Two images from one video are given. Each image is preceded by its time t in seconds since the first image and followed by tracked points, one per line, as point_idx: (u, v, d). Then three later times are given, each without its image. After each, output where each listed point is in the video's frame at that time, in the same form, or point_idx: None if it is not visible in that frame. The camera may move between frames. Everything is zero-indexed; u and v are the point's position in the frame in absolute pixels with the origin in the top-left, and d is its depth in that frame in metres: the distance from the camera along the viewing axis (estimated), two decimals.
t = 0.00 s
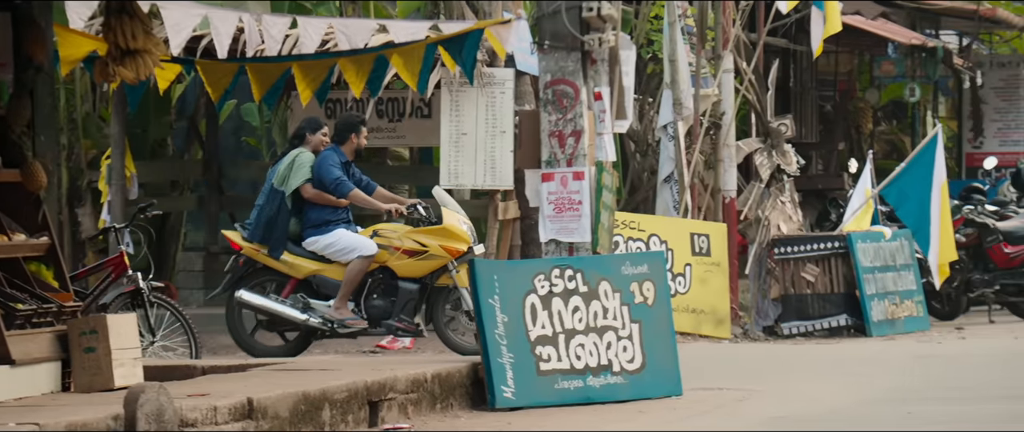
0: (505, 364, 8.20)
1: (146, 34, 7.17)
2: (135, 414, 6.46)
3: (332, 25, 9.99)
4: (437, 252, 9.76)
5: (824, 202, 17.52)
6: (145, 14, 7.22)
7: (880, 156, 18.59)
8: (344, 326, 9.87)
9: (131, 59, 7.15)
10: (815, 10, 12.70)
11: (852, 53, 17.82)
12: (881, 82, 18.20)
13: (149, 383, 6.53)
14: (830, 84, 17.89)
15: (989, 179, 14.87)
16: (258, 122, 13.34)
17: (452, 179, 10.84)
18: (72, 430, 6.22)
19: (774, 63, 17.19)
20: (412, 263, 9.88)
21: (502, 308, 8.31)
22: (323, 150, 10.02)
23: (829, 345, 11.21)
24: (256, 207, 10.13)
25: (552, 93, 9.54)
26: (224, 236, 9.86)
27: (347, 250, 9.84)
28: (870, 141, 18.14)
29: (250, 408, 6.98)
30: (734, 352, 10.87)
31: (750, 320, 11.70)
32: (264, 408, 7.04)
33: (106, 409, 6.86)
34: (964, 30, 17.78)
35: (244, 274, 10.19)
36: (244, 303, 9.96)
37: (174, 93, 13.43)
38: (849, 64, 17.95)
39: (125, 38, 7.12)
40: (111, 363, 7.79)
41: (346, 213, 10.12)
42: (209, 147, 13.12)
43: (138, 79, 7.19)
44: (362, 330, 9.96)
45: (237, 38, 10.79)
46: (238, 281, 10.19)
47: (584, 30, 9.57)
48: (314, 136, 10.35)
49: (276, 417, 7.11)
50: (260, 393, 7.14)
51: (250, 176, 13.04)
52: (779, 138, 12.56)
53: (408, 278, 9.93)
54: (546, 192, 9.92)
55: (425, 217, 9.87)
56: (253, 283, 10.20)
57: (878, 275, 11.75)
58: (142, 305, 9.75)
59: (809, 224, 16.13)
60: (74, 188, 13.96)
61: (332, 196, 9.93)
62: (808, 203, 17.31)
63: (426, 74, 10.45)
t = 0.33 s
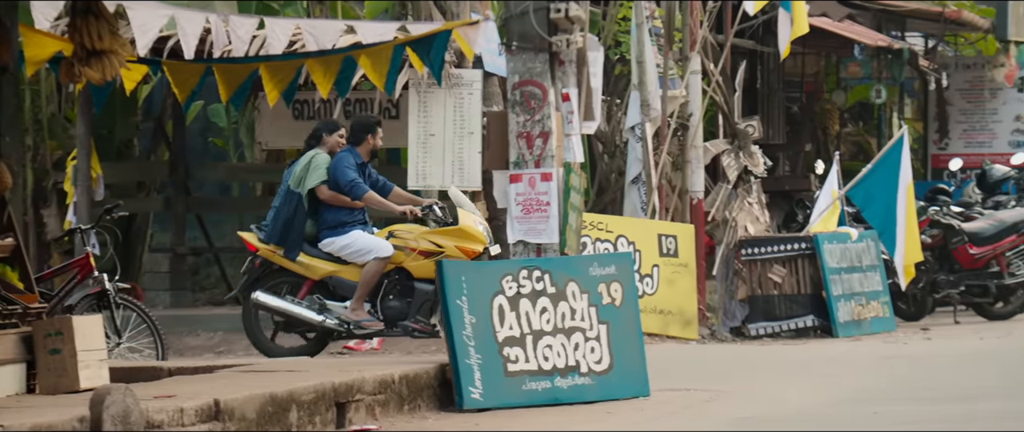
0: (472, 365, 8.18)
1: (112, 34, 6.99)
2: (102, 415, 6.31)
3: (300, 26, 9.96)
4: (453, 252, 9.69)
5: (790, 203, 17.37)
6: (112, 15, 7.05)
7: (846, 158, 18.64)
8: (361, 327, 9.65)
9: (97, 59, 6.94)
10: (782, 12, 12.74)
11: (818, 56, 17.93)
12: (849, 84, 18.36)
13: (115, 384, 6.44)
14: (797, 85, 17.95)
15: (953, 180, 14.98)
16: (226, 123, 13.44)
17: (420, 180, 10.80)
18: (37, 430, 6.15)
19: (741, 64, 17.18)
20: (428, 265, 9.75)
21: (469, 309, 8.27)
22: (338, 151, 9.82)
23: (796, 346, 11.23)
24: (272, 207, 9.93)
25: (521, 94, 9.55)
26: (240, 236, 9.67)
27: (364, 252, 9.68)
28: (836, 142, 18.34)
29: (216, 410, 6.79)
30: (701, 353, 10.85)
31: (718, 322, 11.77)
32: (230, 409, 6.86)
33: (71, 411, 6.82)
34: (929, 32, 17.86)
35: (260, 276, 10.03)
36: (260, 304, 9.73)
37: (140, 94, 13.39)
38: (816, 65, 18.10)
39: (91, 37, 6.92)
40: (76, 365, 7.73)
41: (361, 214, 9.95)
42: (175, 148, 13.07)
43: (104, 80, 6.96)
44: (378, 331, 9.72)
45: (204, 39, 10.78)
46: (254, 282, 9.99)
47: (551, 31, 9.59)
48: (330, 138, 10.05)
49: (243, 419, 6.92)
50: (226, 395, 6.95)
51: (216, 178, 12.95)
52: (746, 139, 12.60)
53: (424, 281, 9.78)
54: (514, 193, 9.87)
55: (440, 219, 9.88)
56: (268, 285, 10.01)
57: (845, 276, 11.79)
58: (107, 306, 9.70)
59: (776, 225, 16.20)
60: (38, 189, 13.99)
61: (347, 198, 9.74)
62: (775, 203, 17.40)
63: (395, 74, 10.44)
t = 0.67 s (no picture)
0: (435, 365, 8.07)
1: (73, 33, 6.66)
2: (61, 415, 6.28)
3: (262, 26, 10.04)
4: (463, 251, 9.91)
5: (754, 203, 17.01)
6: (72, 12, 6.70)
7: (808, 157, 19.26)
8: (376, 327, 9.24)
9: (57, 59, 6.63)
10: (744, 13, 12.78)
11: (780, 56, 17.93)
12: (811, 84, 18.51)
13: (75, 385, 6.39)
14: (759, 85, 17.84)
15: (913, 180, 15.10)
16: (187, 122, 13.08)
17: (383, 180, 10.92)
18: None
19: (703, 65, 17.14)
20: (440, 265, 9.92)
21: (432, 309, 8.17)
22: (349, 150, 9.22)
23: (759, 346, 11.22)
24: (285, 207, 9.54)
25: (484, 94, 9.54)
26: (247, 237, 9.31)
27: (376, 251, 9.25)
28: (798, 142, 18.59)
29: (177, 410, 6.70)
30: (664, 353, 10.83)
31: (680, 321, 11.82)
32: (192, 409, 6.74)
33: (30, 413, 6.77)
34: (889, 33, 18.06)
35: (272, 276, 9.63)
36: (272, 305, 9.39)
37: (102, 94, 13.34)
38: (778, 66, 18.00)
39: (50, 37, 6.58)
40: (35, 366, 7.71)
41: (374, 214, 9.46)
42: (136, 147, 12.95)
43: (65, 79, 6.63)
44: (391, 331, 9.29)
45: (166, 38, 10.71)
46: (266, 283, 9.64)
47: (514, 31, 9.60)
48: (341, 137, 9.55)
49: (205, 420, 6.79)
50: (187, 396, 6.84)
51: (177, 178, 12.90)
52: (709, 140, 12.63)
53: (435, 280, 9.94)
54: (477, 193, 9.89)
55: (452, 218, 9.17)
56: (282, 284, 9.62)
57: (806, 276, 11.83)
58: (68, 306, 9.61)
59: (738, 224, 16.25)
60: None
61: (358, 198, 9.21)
62: (738, 204, 17.14)
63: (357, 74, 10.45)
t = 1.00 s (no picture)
0: (394, 365, 8.05)
1: (30, 32, 6.69)
2: (17, 417, 6.38)
3: (220, 24, 10.03)
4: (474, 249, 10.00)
5: (712, 203, 17.09)
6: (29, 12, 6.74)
7: (767, 158, 19.37)
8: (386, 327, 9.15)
9: (12, 59, 6.68)
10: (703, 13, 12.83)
11: (739, 57, 17.98)
12: (769, 84, 18.63)
13: (32, 386, 6.48)
14: (718, 86, 17.87)
15: (871, 180, 15.21)
16: (145, 122, 13.16)
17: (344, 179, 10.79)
18: None
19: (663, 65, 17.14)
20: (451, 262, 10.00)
21: (391, 309, 8.12)
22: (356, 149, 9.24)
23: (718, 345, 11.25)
24: (292, 207, 9.47)
25: (443, 94, 9.41)
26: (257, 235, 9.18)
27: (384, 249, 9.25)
28: (757, 142, 18.65)
29: (135, 410, 6.61)
30: (624, 353, 10.84)
31: (639, 321, 11.78)
32: (149, 410, 6.67)
33: None
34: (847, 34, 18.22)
35: (281, 274, 9.47)
36: (280, 303, 9.24)
37: (58, 93, 13.31)
38: (737, 66, 17.93)
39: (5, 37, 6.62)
40: None
41: (382, 212, 9.50)
42: (93, 147, 12.76)
43: (20, 79, 6.69)
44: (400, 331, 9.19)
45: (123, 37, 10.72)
46: (276, 282, 9.48)
47: (474, 31, 9.50)
48: (348, 136, 9.66)
49: (163, 420, 6.73)
50: (144, 397, 6.78)
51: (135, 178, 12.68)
52: (668, 140, 12.80)
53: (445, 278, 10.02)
54: (436, 193, 9.56)
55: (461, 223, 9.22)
56: (292, 282, 9.47)
57: (764, 275, 11.87)
58: (23, 307, 9.65)
59: (697, 224, 16.29)
60: None
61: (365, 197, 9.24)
62: (696, 203, 17.14)
63: (316, 74, 10.38)
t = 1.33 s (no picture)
0: (354, 365, 8.00)
1: None
2: None
3: (179, 24, 9.99)
4: (483, 247, 10.08)
5: (672, 204, 17.07)
6: None
7: (727, 158, 19.21)
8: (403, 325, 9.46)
9: None
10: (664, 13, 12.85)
11: (699, 57, 18.02)
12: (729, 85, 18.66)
13: None
14: (677, 87, 17.98)
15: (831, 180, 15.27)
16: (103, 122, 13.11)
17: (301, 180, 10.58)
18: None
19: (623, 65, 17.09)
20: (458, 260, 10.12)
21: (352, 309, 8.08)
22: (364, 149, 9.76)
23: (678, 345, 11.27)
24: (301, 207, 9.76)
25: (402, 94, 9.31)
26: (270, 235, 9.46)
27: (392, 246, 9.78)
28: (716, 143, 18.62)
29: (93, 411, 6.64)
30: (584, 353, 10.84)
31: (599, 321, 11.80)
32: (107, 411, 6.69)
33: None
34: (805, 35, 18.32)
35: (292, 273, 9.75)
36: (291, 302, 9.51)
37: (14, 92, 13.21)
38: (695, 66, 18.18)
39: None
40: None
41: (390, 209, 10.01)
42: (51, 148, 12.35)
43: None
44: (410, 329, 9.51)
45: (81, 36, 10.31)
46: (287, 281, 9.74)
47: (434, 30, 9.39)
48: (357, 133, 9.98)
49: (121, 421, 6.76)
50: (102, 397, 6.79)
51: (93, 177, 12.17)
52: (629, 140, 12.65)
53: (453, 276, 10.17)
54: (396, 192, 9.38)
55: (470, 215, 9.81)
56: (302, 282, 9.77)
57: (724, 275, 11.90)
58: None
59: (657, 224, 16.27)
60: None
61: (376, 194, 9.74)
62: (656, 203, 17.10)
63: (277, 73, 10.36)
